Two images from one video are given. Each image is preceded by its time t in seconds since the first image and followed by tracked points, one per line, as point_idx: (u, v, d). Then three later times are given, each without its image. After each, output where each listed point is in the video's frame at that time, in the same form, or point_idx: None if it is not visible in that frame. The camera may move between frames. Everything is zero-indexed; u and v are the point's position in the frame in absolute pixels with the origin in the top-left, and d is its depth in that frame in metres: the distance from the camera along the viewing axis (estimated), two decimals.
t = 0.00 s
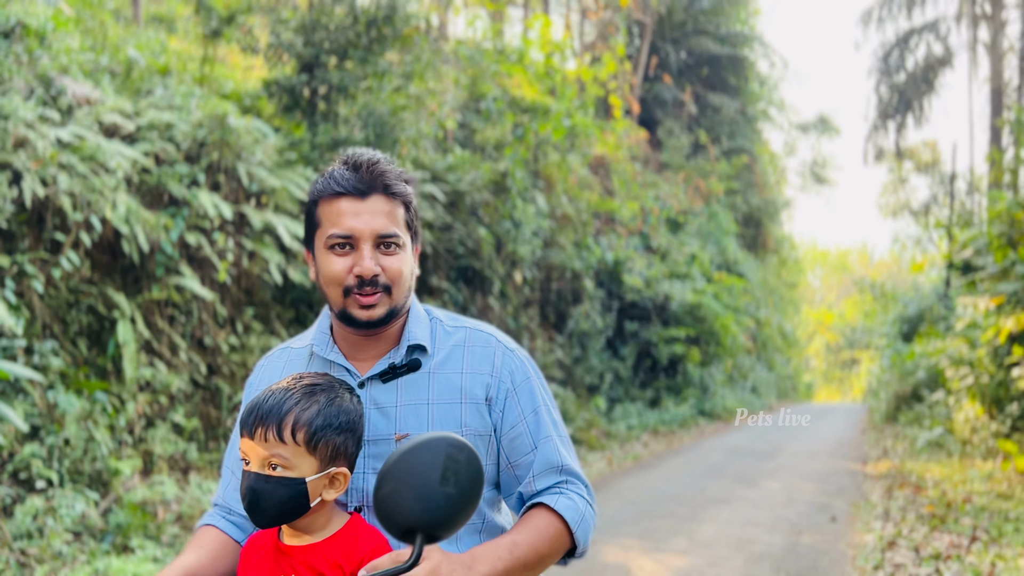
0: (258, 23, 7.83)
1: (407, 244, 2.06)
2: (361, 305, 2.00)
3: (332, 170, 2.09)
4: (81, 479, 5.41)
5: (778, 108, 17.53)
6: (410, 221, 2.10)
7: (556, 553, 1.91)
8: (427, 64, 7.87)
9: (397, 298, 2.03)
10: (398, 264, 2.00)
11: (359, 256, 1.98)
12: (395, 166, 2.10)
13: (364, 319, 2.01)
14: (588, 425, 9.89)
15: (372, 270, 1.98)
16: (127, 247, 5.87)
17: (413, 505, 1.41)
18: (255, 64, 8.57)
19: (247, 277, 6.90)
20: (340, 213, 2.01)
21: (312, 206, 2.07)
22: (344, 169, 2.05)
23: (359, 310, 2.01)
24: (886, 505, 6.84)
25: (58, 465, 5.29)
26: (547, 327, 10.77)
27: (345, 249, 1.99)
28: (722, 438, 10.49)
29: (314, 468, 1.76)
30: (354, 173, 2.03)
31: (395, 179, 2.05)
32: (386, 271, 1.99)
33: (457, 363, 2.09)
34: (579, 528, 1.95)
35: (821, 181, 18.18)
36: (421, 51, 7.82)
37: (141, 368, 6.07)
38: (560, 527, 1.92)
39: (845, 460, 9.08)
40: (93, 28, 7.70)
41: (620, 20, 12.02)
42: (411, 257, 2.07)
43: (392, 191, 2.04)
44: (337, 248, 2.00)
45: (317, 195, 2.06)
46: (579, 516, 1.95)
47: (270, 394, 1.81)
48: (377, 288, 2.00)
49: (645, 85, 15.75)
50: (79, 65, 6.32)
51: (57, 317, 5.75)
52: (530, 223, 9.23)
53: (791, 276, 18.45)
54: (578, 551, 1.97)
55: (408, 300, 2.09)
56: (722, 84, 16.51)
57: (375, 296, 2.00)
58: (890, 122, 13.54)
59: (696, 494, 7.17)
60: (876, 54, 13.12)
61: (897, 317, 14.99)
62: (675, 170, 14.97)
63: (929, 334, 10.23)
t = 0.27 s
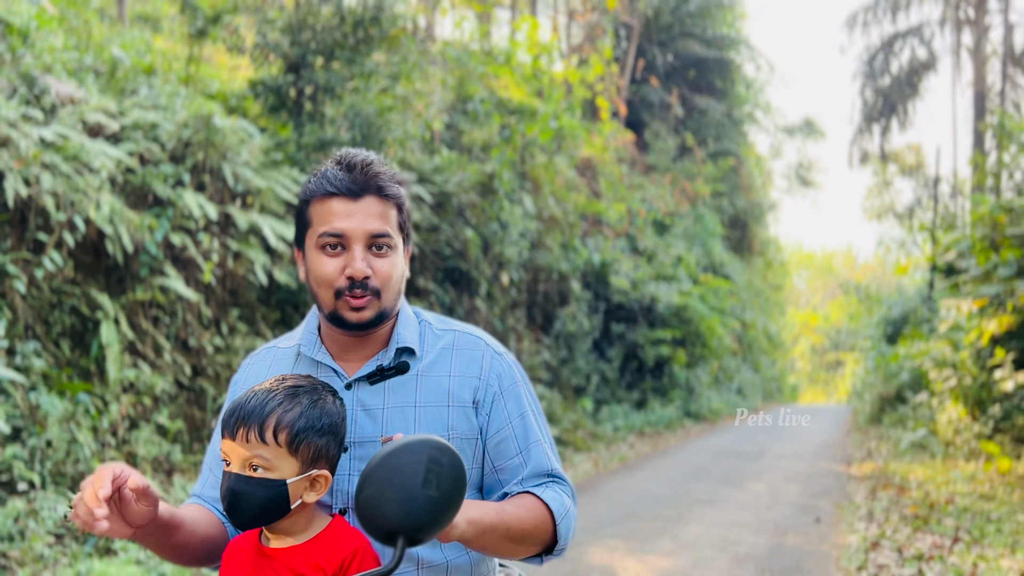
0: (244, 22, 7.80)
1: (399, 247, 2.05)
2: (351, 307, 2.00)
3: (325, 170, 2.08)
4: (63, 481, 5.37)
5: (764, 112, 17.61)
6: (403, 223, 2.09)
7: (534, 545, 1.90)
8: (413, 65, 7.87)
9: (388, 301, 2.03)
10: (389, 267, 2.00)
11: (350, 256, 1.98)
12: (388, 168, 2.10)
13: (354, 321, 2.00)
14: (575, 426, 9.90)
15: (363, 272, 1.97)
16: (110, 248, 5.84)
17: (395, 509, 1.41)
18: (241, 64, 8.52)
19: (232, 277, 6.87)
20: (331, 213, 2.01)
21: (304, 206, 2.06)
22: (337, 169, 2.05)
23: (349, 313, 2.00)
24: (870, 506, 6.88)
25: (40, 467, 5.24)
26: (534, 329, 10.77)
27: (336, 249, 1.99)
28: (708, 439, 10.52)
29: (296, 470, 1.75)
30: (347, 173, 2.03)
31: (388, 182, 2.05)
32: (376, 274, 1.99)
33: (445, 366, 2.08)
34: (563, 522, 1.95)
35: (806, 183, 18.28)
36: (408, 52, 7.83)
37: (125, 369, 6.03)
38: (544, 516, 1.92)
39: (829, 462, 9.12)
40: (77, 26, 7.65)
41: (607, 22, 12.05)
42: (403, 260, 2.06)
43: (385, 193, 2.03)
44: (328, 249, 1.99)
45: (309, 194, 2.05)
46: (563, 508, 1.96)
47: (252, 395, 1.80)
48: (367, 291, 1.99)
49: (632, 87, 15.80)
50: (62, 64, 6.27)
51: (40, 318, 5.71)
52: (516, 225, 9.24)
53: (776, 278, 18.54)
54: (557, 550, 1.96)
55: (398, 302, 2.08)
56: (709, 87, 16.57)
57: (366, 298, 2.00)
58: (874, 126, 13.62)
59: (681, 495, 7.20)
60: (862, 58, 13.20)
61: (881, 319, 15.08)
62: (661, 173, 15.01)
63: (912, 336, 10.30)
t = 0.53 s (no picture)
0: (235, 23, 7.78)
1: (398, 254, 2.06)
2: (346, 312, 2.00)
3: (330, 172, 2.08)
4: (51, 483, 5.34)
5: (755, 115, 17.66)
6: (404, 230, 2.09)
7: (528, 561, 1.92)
8: (405, 67, 7.86)
9: (383, 307, 2.03)
10: (386, 274, 2.00)
11: (349, 262, 1.98)
12: (392, 174, 2.10)
13: (347, 326, 2.01)
14: (566, 428, 9.90)
15: (361, 278, 1.98)
16: (100, 248, 5.82)
17: (382, 511, 1.41)
18: (232, 65, 8.49)
19: (222, 278, 6.86)
20: (333, 217, 2.00)
21: (305, 207, 2.06)
22: (342, 173, 2.05)
23: (343, 317, 2.01)
24: (859, 509, 6.90)
25: (27, 468, 5.22)
26: (525, 331, 10.77)
27: (335, 253, 1.99)
28: (698, 441, 10.55)
29: (283, 470, 1.75)
30: (352, 178, 2.03)
31: (391, 189, 2.05)
32: (373, 281, 1.99)
33: (439, 371, 2.08)
34: (551, 543, 1.96)
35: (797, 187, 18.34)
36: (399, 54, 7.82)
37: (114, 370, 6.00)
38: (532, 544, 1.93)
39: (819, 464, 9.15)
40: (67, 26, 7.62)
41: (599, 25, 12.08)
42: (401, 267, 2.07)
43: (388, 199, 2.03)
44: (327, 253, 1.99)
45: (311, 196, 2.05)
46: (552, 531, 1.96)
47: (238, 397, 1.79)
48: (363, 298, 1.99)
49: (623, 90, 15.83)
50: (52, 64, 6.25)
51: (28, 318, 5.68)
52: (507, 227, 9.24)
53: (767, 281, 18.59)
54: (548, 564, 1.99)
55: (393, 308, 2.09)
56: (700, 90, 16.62)
57: (361, 304, 2.00)
58: (864, 130, 13.68)
59: (671, 497, 7.21)
60: (852, 62, 13.26)
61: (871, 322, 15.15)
62: (653, 175, 15.03)
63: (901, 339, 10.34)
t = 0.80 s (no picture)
0: (233, 25, 7.77)
1: (395, 258, 2.06)
2: (344, 317, 2.01)
3: (325, 177, 2.08)
4: (46, 484, 5.34)
5: (752, 119, 17.71)
6: (400, 234, 2.10)
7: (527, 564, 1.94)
8: (403, 69, 7.87)
9: (382, 311, 2.04)
10: (384, 279, 2.01)
11: (346, 268, 1.99)
12: (388, 178, 2.10)
13: (346, 331, 2.01)
14: (562, 431, 9.91)
15: (358, 284, 1.98)
16: (96, 250, 5.82)
17: (377, 516, 1.42)
18: (230, 66, 8.49)
19: (219, 280, 6.86)
20: (330, 223, 2.01)
21: (302, 212, 2.07)
22: (337, 178, 2.05)
23: (342, 322, 2.01)
24: (854, 512, 6.92)
25: (23, 469, 5.22)
26: (522, 333, 10.77)
27: (333, 259, 2.00)
28: (694, 444, 10.56)
29: (283, 474, 1.76)
30: (347, 184, 2.03)
31: (387, 193, 2.05)
32: (371, 285, 2.00)
33: (439, 375, 2.09)
34: (549, 548, 1.97)
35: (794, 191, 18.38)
36: (398, 56, 7.83)
37: (110, 371, 6.00)
38: (530, 547, 1.94)
39: (815, 468, 9.17)
40: (65, 27, 7.61)
41: (597, 29, 12.11)
42: (398, 271, 2.07)
43: (384, 204, 2.04)
44: (325, 258, 2.00)
45: (308, 203, 2.05)
46: (550, 537, 1.97)
47: (240, 399, 1.80)
48: (361, 302, 2.00)
49: (621, 93, 15.86)
50: (50, 65, 6.25)
51: (24, 319, 5.68)
52: (504, 229, 9.25)
53: (763, 284, 18.62)
54: (545, 568, 2.00)
55: (392, 312, 2.09)
56: (697, 93, 16.66)
57: (359, 309, 2.01)
58: (861, 134, 13.72)
59: (667, 500, 7.22)
60: (849, 67, 13.31)
61: (867, 325, 15.18)
62: (649, 178, 15.06)
63: (897, 342, 10.37)
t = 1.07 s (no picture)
0: (238, 27, 7.78)
1: (401, 258, 2.07)
2: (353, 316, 2.01)
3: (331, 179, 2.09)
4: (49, 484, 5.34)
5: (756, 122, 17.71)
6: (405, 234, 2.10)
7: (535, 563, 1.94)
8: (407, 72, 7.89)
9: (389, 311, 2.04)
10: (391, 278, 2.01)
11: (354, 267, 1.99)
12: (394, 179, 2.11)
13: (355, 330, 2.02)
14: (564, 434, 9.90)
15: (366, 282, 1.99)
16: (101, 251, 5.83)
17: (385, 519, 1.43)
18: (235, 69, 8.51)
19: (223, 282, 6.87)
20: (336, 223, 2.02)
21: (309, 214, 2.07)
22: (344, 179, 2.06)
23: (351, 322, 2.02)
24: (857, 517, 6.91)
25: (26, 470, 5.23)
26: (525, 336, 10.77)
27: (340, 259, 2.00)
28: (696, 448, 10.55)
29: (295, 476, 1.76)
30: (353, 184, 2.04)
31: (393, 193, 2.06)
32: (379, 284, 2.00)
33: (445, 377, 2.09)
34: (554, 549, 1.97)
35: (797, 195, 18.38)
36: (401, 59, 7.85)
37: (113, 372, 6.01)
38: (535, 548, 1.95)
39: (817, 472, 9.15)
40: (71, 29, 7.64)
41: (600, 32, 12.13)
42: (405, 270, 2.08)
43: (390, 204, 2.05)
44: (332, 258, 2.00)
45: (314, 204, 2.06)
46: (556, 536, 1.97)
47: (253, 401, 1.81)
48: (369, 301, 2.00)
49: (624, 97, 15.87)
50: (55, 67, 6.26)
51: (28, 320, 5.69)
52: (508, 232, 9.25)
53: (767, 288, 18.60)
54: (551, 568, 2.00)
55: (399, 312, 2.10)
56: (701, 97, 16.67)
57: (367, 308, 2.01)
58: (865, 138, 13.72)
59: (669, 504, 7.21)
60: (853, 71, 13.30)
61: (870, 330, 15.16)
62: (653, 182, 15.07)
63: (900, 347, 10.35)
